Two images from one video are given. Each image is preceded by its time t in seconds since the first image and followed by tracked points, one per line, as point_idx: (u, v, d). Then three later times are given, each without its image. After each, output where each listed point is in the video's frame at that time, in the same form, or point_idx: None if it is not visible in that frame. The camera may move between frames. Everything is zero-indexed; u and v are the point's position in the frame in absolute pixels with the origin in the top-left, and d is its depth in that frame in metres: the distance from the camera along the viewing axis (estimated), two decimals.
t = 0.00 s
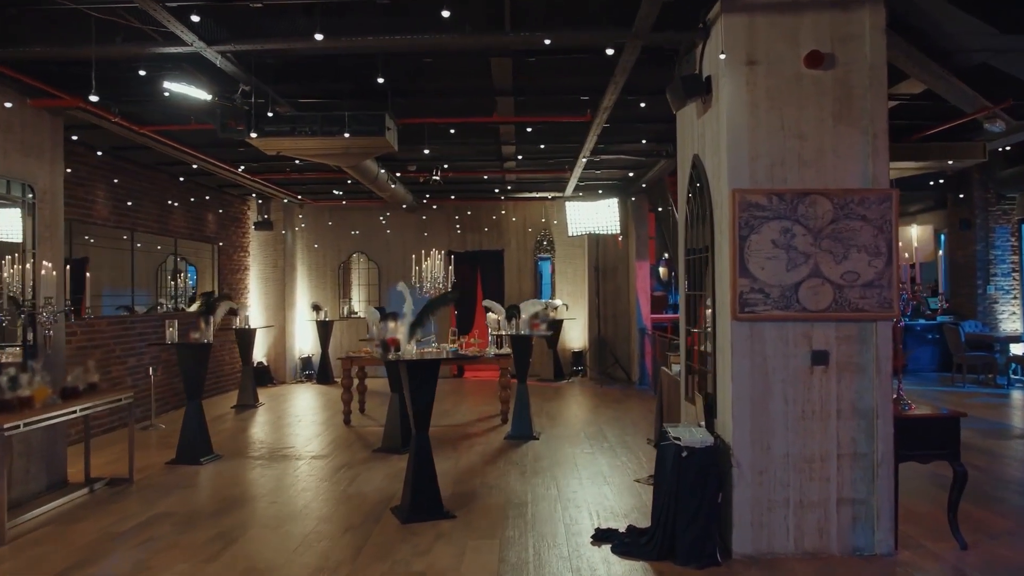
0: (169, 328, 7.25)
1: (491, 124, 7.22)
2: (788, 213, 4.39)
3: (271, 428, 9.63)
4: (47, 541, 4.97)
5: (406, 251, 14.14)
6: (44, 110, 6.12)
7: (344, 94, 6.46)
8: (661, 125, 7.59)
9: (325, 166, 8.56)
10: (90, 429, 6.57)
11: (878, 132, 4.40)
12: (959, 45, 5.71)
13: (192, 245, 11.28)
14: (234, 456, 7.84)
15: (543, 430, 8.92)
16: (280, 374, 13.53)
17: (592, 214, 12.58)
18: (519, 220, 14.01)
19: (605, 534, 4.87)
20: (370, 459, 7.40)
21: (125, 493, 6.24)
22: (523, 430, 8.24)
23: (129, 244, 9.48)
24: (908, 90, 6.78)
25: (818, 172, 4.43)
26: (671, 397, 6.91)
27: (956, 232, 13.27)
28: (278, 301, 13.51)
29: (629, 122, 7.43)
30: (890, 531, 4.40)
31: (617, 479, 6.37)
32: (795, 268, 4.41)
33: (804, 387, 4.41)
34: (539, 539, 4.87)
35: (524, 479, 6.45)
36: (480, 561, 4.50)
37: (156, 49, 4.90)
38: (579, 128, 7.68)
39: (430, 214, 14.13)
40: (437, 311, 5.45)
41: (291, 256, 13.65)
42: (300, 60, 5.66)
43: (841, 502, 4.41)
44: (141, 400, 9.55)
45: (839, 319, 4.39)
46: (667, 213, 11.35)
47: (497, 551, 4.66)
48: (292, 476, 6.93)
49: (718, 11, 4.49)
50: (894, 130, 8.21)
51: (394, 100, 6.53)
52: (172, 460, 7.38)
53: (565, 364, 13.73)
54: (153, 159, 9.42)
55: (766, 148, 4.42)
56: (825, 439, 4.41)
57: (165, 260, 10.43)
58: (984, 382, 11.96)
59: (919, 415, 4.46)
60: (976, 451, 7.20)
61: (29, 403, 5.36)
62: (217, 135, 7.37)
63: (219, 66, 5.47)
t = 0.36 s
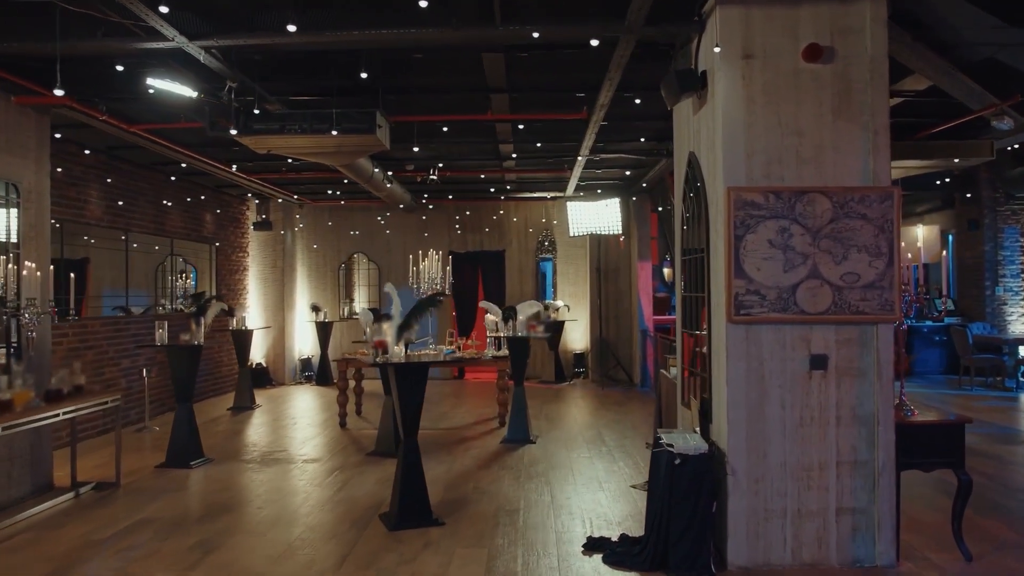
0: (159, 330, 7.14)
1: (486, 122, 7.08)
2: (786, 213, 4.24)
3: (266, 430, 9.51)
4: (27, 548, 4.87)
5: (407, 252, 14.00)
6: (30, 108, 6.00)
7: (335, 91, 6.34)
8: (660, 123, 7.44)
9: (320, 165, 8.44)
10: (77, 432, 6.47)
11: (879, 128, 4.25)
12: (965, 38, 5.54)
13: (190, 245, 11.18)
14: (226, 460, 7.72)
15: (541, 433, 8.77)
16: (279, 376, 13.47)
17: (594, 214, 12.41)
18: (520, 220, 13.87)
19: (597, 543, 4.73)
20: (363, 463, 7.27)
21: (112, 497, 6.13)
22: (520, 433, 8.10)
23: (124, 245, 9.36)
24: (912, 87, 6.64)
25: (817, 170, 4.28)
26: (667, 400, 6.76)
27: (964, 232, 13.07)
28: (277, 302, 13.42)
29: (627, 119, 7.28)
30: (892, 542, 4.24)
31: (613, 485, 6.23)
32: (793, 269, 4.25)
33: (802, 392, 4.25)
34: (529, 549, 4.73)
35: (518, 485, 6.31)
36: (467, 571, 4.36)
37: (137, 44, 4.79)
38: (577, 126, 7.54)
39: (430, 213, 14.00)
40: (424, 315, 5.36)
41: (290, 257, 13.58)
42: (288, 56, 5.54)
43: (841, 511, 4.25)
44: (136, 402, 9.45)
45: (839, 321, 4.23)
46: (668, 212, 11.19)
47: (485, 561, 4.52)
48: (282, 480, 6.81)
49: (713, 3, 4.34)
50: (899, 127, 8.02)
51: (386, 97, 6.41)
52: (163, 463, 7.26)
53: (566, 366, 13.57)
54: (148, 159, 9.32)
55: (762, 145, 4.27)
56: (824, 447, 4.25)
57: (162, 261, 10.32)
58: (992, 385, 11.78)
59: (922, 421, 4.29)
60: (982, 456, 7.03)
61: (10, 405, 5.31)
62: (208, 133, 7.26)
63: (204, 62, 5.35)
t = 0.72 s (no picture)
0: (144, 331, 7.01)
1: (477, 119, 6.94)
2: (781, 211, 4.08)
3: (257, 433, 9.39)
4: None
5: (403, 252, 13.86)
6: (9, 104, 5.86)
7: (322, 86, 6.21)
8: (656, 120, 7.29)
9: (312, 164, 8.32)
10: (59, 436, 6.34)
11: (878, 123, 4.08)
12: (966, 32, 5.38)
13: (182, 245, 11.05)
14: (213, 462, 7.59)
15: (536, 436, 8.63)
16: (274, 377, 13.35)
17: (593, 214, 12.26)
18: (518, 220, 13.71)
19: (586, 553, 4.58)
20: (352, 468, 7.13)
21: (93, 502, 6.00)
22: (513, 437, 7.95)
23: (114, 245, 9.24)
24: (914, 83, 6.49)
25: (813, 167, 4.12)
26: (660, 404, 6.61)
27: (968, 233, 12.89)
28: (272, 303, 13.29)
29: (622, 116, 7.14)
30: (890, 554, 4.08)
31: (605, 491, 6.08)
32: (788, 269, 4.09)
33: (796, 397, 4.09)
34: (516, 558, 4.59)
35: (507, 490, 6.16)
36: None
37: (113, 37, 4.66)
38: (572, 124, 7.40)
39: (426, 213, 13.85)
40: (406, 320, 5.23)
41: (286, 257, 13.41)
42: (272, 51, 5.42)
43: (837, 521, 4.09)
44: (125, 404, 9.33)
45: (835, 324, 4.07)
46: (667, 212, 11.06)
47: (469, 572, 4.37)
48: (268, 484, 6.67)
49: None
50: (900, 124, 7.84)
51: (375, 93, 6.28)
52: (148, 467, 7.13)
53: (565, 368, 13.34)
54: (137, 157, 9.18)
55: (756, 141, 4.11)
56: (819, 454, 4.09)
57: (153, 261, 10.19)
58: (996, 388, 11.60)
59: (922, 428, 4.14)
60: (986, 462, 6.87)
61: None
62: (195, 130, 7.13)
63: (185, 57, 5.20)
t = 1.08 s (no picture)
0: (126, 332, 6.89)
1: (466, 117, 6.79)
2: (774, 210, 3.92)
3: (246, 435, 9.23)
4: None
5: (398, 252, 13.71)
6: None
7: (307, 82, 6.08)
8: (650, 118, 7.14)
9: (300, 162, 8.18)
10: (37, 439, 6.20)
11: (875, 119, 3.94)
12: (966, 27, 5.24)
13: (173, 244, 10.91)
14: (198, 466, 7.44)
15: (529, 440, 8.47)
16: (267, 379, 13.20)
17: (589, 215, 12.10)
18: (514, 220, 13.56)
19: (572, 563, 4.43)
20: (338, 473, 6.98)
21: (70, 507, 5.86)
22: (504, 441, 7.80)
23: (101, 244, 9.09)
24: (914, 80, 6.35)
25: (808, 163, 3.96)
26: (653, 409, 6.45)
27: (969, 234, 12.72)
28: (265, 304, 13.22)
29: (615, 113, 6.99)
30: (887, 567, 3.92)
31: (595, 498, 5.93)
32: (781, 270, 3.94)
33: (789, 403, 3.94)
34: (501, 568, 4.43)
35: (496, 497, 6.01)
36: None
37: (84, 29, 4.51)
38: (564, 122, 7.25)
39: (420, 213, 13.70)
40: (393, 318, 4.90)
41: (278, 257, 13.38)
42: (253, 45, 5.28)
43: (832, 533, 3.94)
44: (111, 406, 9.20)
45: (830, 327, 3.91)
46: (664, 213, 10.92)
47: None
48: (252, 489, 6.52)
49: None
50: (900, 122, 7.68)
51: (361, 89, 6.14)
52: (130, 471, 6.98)
53: (560, 370, 13.21)
54: (124, 155, 9.04)
55: (748, 137, 3.96)
56: (813, 463, 3.94)
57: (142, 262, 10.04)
58: (998, 392, 11.42)
59: (922, 435, 3.99)
60: (987, 468, 6.70)
61: None
62: (179, 128, 6.99)
63: (162, 51, 5.08)
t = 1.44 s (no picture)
0: (105, 335, 6.75)
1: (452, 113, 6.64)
2: (762, 206, 3.76)
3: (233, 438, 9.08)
4: None
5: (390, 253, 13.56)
6: None
7: (286, 77, 5.93)
8: (640, 115, 6.99)
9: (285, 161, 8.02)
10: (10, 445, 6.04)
11: (867, 111, 3.78)
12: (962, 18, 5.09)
13: (160, 245, 10.75)
14: (179, 470, 7.28)
15: (519, 443, 8.32)
16: (257, 381, 13.07)
17: (582, 214, 11.95)
18: (507, 220, 13.41)
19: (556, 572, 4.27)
20: (322, 479, 6.83)
21: (44, 515, 5.70)
22: (494, 444, 7.65)
23: (84, 245, 8.94)
24: (908, 75, 6.21)
25: (798, 158, 3.80)
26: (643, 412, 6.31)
27: (968, 233, 12.56)
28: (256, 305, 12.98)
29: (604, 109, 6.85)
30: None
31: (582, 503, 5.78)
32: (770, 269, 3.78)
33: (779, 408, 3.78)
34: None
35: (481, 503, 5.86)
36: None
37: (50, 21, 4.37)
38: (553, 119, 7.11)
39: (411, 213, 13.54)
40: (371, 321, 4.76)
41: (270, 257, 13.15)
42: (227, 39, 5.13)
43: (824, 542, 3.78)
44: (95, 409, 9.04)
45: (821, 328, 3.75)
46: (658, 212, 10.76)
47: None
48: (232, 495, 6.36)
49: None
50: (896, 119, 7.54)
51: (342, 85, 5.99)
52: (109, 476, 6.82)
53: (554, 371, 13.05)
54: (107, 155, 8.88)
55: (736, 130, 3.80)
56: (804, 469, 3.78)
57: (128, 262, 9.89)
58: (997, 392, 11.27)
59: (917, 441, 3.82)
60: (985, 471, 6.55)
61: None
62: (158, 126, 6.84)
63: (133, 45, 4.93)
